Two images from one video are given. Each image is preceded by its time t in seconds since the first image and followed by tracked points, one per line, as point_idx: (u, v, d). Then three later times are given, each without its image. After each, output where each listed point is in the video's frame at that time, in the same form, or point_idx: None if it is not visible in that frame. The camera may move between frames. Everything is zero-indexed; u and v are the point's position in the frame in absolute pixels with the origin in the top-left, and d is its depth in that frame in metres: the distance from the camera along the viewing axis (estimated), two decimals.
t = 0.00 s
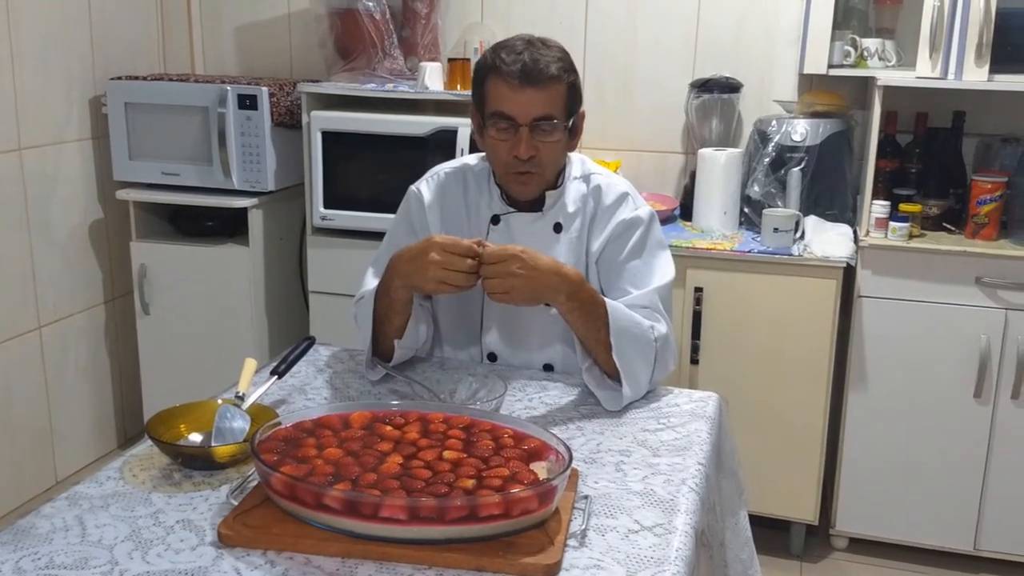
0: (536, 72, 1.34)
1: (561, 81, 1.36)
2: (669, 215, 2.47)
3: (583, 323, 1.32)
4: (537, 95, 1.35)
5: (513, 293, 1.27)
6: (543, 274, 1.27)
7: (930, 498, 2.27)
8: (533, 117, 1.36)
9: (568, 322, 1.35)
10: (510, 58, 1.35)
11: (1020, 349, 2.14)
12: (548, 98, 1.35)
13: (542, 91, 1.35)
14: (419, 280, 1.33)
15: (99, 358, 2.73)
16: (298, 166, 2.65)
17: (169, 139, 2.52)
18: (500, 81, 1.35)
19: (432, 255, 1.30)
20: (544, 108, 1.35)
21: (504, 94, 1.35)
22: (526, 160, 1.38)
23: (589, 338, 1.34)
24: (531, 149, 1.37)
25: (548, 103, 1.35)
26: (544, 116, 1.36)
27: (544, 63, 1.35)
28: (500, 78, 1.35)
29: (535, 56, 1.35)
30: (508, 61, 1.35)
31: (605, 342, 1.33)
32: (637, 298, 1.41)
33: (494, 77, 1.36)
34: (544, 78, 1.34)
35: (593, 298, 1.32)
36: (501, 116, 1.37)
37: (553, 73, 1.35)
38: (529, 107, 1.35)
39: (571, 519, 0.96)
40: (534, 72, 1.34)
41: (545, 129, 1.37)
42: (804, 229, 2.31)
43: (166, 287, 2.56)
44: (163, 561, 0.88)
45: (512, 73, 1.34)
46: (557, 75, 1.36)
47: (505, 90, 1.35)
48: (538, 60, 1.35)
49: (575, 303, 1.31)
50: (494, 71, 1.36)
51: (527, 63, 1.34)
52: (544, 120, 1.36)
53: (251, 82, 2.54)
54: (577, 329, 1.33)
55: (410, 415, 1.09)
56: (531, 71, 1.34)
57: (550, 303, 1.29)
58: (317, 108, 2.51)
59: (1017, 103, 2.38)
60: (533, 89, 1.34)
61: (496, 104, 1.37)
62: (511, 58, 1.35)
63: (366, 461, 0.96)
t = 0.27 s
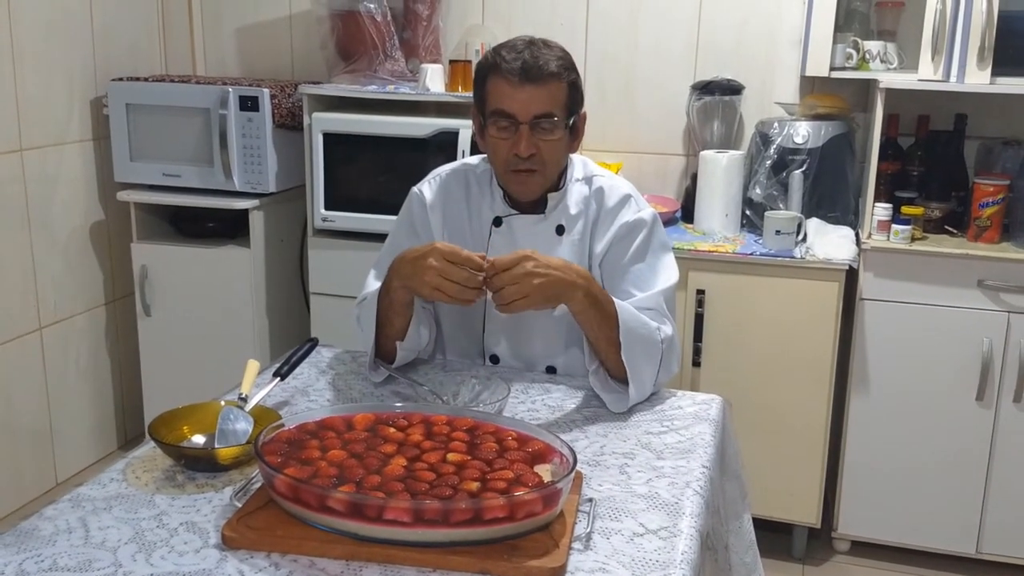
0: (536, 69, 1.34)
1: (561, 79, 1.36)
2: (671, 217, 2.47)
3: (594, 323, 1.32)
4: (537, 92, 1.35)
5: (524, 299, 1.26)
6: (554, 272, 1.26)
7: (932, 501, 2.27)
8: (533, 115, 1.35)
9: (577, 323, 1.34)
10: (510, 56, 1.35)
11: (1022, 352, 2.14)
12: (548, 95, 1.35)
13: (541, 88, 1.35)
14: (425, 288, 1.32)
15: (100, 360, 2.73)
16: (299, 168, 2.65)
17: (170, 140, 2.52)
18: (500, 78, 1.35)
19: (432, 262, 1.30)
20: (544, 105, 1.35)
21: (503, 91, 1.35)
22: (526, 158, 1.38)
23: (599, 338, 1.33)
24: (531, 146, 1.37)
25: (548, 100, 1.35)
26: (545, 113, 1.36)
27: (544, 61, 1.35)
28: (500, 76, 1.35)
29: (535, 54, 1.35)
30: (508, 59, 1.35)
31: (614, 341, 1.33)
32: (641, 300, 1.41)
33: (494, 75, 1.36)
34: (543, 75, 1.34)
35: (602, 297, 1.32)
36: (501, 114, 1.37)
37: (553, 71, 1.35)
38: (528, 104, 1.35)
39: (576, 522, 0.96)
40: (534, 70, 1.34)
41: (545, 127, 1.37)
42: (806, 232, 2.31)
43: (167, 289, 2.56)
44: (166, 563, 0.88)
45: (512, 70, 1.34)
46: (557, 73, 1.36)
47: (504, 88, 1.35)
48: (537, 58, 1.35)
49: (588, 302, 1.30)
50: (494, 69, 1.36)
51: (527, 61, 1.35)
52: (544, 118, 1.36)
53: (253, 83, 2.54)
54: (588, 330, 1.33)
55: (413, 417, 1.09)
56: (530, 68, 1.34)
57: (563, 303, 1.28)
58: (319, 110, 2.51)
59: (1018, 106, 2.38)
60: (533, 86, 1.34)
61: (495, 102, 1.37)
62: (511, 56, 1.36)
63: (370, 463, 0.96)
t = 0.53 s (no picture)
0: (534, 71, 1.34)
1: (559, 80, 1.35)
2: (672, 217, 2.46)
3: (592, 325, 1.31)
4: (535, 94, 1.34)
5: (521, 301, 1.26)
6: (553, 273, 1.27)
7: (933, 502, 2.26)
8: (530, 116, 1.35)
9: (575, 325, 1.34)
10: (508, 58, 1.35)
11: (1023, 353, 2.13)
12: (546, 97, 1.35)
13: (539, 90, 1.34)
14: (428, 289, 1.31)
15: (99, 359, 2.73)
16: (300, 167, 2.64)
17: (170, 139, 2.51)
18: (497, 80, 1.35)
19: (438, 262, 1.29)
20: (542, 107, 1.35)
21: (501, 93, 1.35)
22: (524, 160, 1.38)
23: (597, 341, 1.33)
24: (529, 148, 1.37)
25: (546, 102, 1.35)
26: (542, 115, 1.35)
27: (542, 63, 1.35)
28: (498, 78, 1.35)
29: (533, 55, 1.35)
30: (506, 60, 1.35)
31: (612, 343, 1.32)
32: (641, 300, 1.40)
33: (492, 77, 1.35)
34: (541, 77, 1.34)
35: (600, 299, 1.32)
36: (499, 115, 1.37)
37: (550, 72, 1.34)
38: (526, 106, 1.34)
39: (576, 523, 0.96)
40: (532, 71, 1.33)
41: (543, 129, 1.36)
42: (807, 232, 2.31)
43: (167, 288, 2.56)
44: (165, 563, 0.88)
45: (509, 72, 1.34)
46: (555, 74, 1.35)
47: (502, 90, 1.35)
48: (536, 59, 1.34)
49: (585, 304, 1.30)
50: (491, 70, 1.36)
51: (525, 62, 1.34)
52: (542, 119, 1.36)
53: (253, 82, 2.53)
54: (585, 333, 1.33)
55: (413, 417, 1.09)
56: (528, 70, 1.34)
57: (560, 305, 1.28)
58: (320, 109, 2.50)
59: (1020, 107, 2.37)
60: (530, 88, 1.34)
61: (493, 104, 1.36)
62: (509, 57, 1.35)
63: (369, 463, 0.95)
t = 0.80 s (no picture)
0: (532, 71, 1.33)
1: (558, 80, 1.35)
2: (672, 217, 2.46)
3: (594, 328, 1.30)
4: (533, 94, 1.34)
5: (524, 308, 1.25)
6: (553, 280, 1.26)
7: (932, 503, 2.26)
8: (529, 117, 1.35)
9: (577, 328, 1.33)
10: (506, 58, 1.35)
11: None
12: (545, 97, 1.34)
13: (537, 90, 1.34)
14: (429, 297, 1.30)
15: (99, 359, 2.72)
16: (299, 167, 2.64)
17: (169, 139, 2.51)
18: (496, 80, 1.34)
19: (438, 270, 1.29)
20: (540, 107, 1.34)
21: (500, 93, 1.34)
22: (523, 161, 1.37)
23: (599, 344, 1.32)
24: (528, 149, 1.36)
25: (544, 103, 1.34)
26: (541, 115, 1.35)
27: (540, 62, 1.34)
28: (496, 78, 1.34)
29: (532, 56, 1.34)
30: (504, 60, 1.35)
31: (614, 345, 1.32)
32: (642, 301, 1.40)
33: (491, 77, 1.35)
34: (540, 77, 1.33)
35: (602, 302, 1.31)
36: (498, 116, 1.36)
37: (549, 72, 1.34)
38: (525, 106, 1.34)
39: (577, 524, 0.95)
40: (530, 71, 1.33)
41: (542, 129, 1.36)
42: (807, 233, 2.30)
43: (166, 288, 2.55)
44: (165, 564, 0.87)
45: (508, 72, 1.34)
46: (554, 74, 1.35)
47: (501, 90, 1.34)
48: (534, 60, 1.34)
49: (587, 307, 1.29)
50: (490, 71, 1.36)
51: (523, 62, 1.34)
52: (541, 119, 1.35)
53: (253, 82, 2.53)
54: (587, 335, 1.31)
55: (414, 417, 1.08)
56: (527, 70, 1.33)
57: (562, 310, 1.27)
58: (320, 109, 2.50)
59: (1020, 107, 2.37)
60: (529, 88, 1.33)
61: (492, 105, 1.36)
62: (507, 58, 1.35)
63: (370, 464, 0.95)
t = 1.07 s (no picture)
0: (535, 74, 1.33)
1: (561, 83, 1.35)
2: (675, 217, 2.46)
3: (599, 329, 1.30)
4: (536, 98, 1.33)
5: (538, 317, 1.22)
6: (560, 280, 1.25)
7: (937, 503, 2.26)
8: (532, 120, 1.35)
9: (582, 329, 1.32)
10: (509, 61, 1.34)
11: None
12: (548, 101, 1.34)
13: (540, 93, 1.33)
14: (436, 319, 1.27)
15: (101, 360, 2.72)
16: (301, 168, 2.64)
17: (172, 139, 2.51)
18: (498, 83, 1.34)
19: (442, 289, 1.26)
20: (543, 110, 1.34)
21: (502, 96, 1.34)
22: (526, 164, 1.37)
23: (604, 345, 1.31)
24: (530, 152, 1.36)
25: (547, 106, 1.34)
26: (544, 118, 1.35)
27: (543, 65, 1.34)
28: (499, 81, 1.34)
29: (534, 58, 1.34)
30: (507, 63, 1.34)
31: (619, 345, 1.31)
32: (646, 301, 1.40)
33: (493, 79, 1.35)
34: (542, 80, 1.33)
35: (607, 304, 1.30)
36: (501, 119, 1.36)
37: (552, 75, 1.34)
38: (528, 110, 1.34)
39: (582, 524, 0.95)
40: (533, 74, 1.33)
41: (545, 132, 1.36)
42: (810, 232, 2.30)
43: (169, 289, 2.55)
44: (169, 564, 0.87)
45: (510, 75, 1.33)
46: (557, 77, 1.34)
47: (503, 93, 1.34)
48: (537, 62, 1.34)
49: (595, 306, 1.28)
50: (492, 73, 1.35)
51: (526, 65, 1.33)
52: (544, 122, 1.35)
53: (255, 82, 2.53)
54: (593, 336, 1.31)
55: (418, 417, 1.08)
56: (530, 73, 1.33)
57: (572, 311, 1.26)
58: (322, 110, 2.50)
59: None
60: (531, 91, 1.33)
61: (494, 107, 1.36)
62: (510, 60, 1.34)
63: (374, 464, 0.95)
